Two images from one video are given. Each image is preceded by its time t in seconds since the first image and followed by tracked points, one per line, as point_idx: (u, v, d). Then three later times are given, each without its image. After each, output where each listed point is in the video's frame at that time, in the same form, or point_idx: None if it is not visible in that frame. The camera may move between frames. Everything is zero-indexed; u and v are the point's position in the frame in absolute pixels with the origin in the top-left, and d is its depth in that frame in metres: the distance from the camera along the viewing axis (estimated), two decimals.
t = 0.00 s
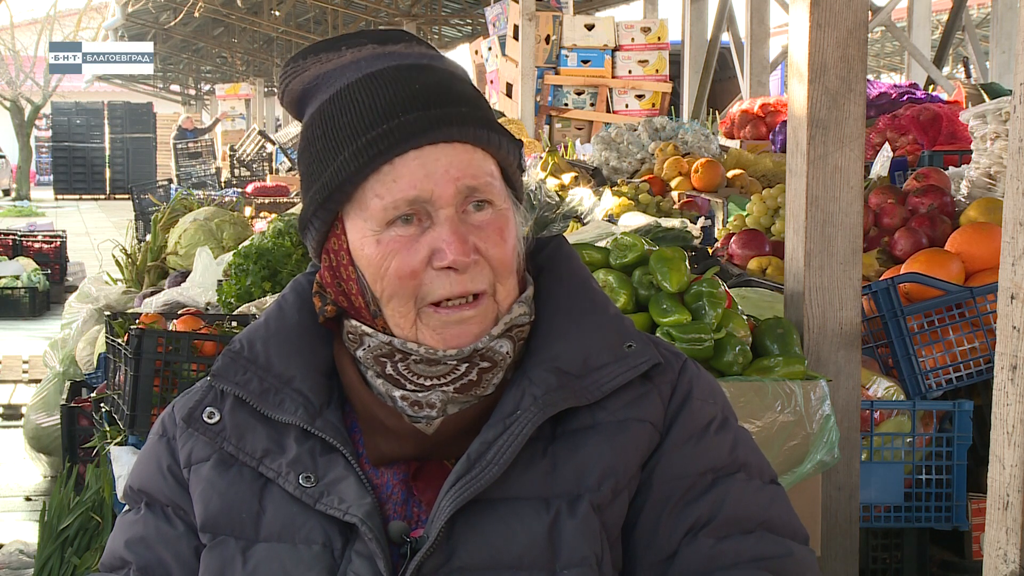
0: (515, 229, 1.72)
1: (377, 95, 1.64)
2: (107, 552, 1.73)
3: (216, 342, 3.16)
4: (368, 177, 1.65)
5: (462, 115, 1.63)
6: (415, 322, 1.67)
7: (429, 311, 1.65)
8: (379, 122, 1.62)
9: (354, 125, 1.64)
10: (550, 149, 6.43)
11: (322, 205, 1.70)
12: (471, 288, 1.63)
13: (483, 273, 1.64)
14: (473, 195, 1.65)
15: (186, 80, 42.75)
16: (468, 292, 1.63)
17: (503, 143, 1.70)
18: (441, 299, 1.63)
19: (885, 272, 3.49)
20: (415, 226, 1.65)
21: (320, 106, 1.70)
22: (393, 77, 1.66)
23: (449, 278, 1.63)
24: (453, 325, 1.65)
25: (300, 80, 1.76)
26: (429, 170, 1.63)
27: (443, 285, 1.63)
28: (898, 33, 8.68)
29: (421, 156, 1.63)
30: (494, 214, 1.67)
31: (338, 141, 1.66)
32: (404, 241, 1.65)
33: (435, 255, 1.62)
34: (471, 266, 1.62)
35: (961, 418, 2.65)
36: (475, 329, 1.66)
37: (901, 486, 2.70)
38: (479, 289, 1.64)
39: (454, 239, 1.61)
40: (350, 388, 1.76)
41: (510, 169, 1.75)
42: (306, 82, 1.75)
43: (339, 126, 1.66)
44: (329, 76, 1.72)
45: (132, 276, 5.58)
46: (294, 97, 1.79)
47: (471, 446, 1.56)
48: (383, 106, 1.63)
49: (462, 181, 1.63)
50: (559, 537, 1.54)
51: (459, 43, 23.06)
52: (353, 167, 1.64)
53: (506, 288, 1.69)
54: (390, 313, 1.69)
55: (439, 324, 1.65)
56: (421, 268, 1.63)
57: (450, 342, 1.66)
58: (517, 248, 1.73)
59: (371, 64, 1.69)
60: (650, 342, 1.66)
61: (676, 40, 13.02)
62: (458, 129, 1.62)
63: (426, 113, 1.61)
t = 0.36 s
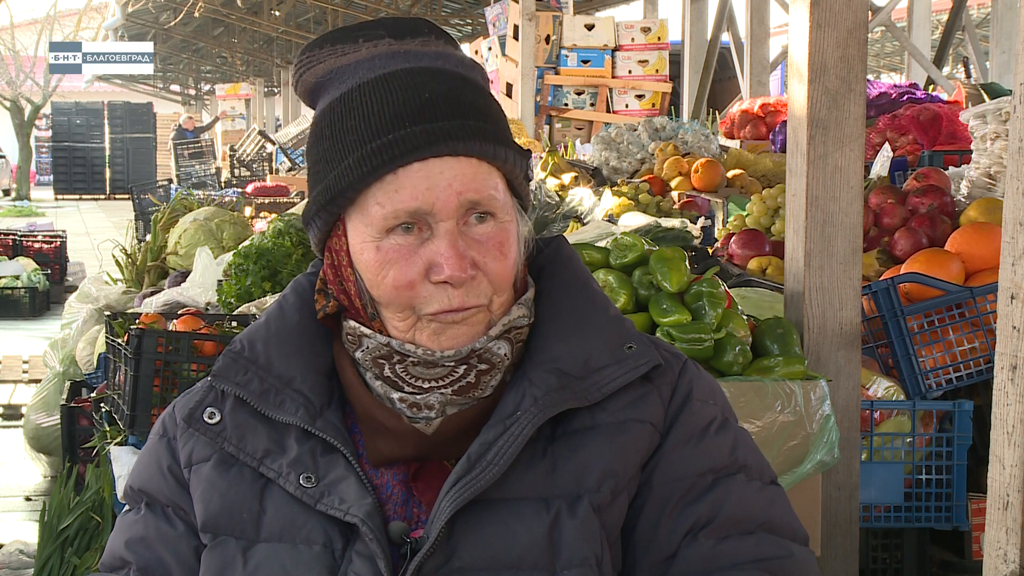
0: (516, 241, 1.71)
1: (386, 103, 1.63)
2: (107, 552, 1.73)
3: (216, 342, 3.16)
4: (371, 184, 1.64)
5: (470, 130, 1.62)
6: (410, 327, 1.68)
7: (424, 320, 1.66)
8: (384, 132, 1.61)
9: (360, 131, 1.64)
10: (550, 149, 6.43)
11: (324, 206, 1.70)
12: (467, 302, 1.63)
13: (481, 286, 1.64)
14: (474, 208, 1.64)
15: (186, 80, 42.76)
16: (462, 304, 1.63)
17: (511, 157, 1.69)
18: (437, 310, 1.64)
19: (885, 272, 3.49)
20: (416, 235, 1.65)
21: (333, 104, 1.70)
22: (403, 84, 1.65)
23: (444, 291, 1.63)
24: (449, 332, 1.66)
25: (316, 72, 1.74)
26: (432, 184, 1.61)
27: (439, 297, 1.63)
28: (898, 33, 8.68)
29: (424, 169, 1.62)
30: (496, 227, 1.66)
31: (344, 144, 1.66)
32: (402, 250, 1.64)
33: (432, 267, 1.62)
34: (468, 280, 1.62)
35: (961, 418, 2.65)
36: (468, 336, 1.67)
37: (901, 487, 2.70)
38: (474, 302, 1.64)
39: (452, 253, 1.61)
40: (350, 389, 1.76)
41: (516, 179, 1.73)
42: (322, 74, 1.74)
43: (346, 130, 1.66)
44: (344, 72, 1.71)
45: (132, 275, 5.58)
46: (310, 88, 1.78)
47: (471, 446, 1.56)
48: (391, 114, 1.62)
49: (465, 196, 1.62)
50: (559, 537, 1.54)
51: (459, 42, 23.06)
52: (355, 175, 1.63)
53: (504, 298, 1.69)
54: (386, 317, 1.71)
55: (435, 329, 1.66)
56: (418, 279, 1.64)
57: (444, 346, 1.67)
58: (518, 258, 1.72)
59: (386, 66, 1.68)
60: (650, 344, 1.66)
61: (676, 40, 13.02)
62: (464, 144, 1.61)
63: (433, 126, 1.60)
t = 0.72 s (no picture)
0: (511, 231, 1.71)
1: (380, 92, 1.64)
2: (107, 552, 1.73)
3: (216, 342, 3.16)
4: (363, 171, 1.66)
5: (460, 117, 1.63)
6: (400, 314, 1.67)
7: (414, 305, 1.65)
8: (376, 117, 1.62)
9: (353, 120, 1.65)
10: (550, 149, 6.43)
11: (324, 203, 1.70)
12: (454, 286, 1.63)
13: (471, 272, 1.64)
14: (466, 195, 1.65)
15: (186, 80, 42.75)
16: (450, 289, 1.63)
17: (506, 147, 1.69)
18: (426, 293, 1.63)
19: (885, 272, 3.49)
20: (406, 221, 1.65)
21: (331, 101, 1.71)
22: (398, 75, 1.66)
23: (433, 274, 1.62)
24: (438, 319, 1.65)
25: (317, 75, 1.75)
26: (422, 169, 1.62)
27: (428, 280, 1.62)
28: (898, 33, 8.68)
29: (414, 154, 1.63)
30: (487, 215, 1.66)
31: (338, 133, 1.67)
32: (391, 236, 1.64)
33: (421, 251, 1.62)
34: (457, 264, 1.62)
35: (961, 418, 2.65)
36: (461, 327, 1.66)
37: (901, 487, 2.70)
38: (463, 286, 1.63)
39: (441, 237, 1.61)
40: (350, 388, 1.76)
41: (512, 172, 1.73)
42: (322, 77, 1.75)
43: (340, 120, 1.67)
44: (343, 70, 1.72)
45: (132, 276, 5.58)
46: (311, 93, 1.79)
47: (472, 446, 1.56)
48: (384, 101, 1.63)
49: (455, 180, 1.63)
50: (560, 537, 1.54)
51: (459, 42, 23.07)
52: (347, 161, 1.64)
53: (497, 290, 1.68)
54: (379, 306, 1.69)
55: (424, 316, 1.65)
56: (406, 263, 1.63)
57: (435, 336, 1.66)
58: (514, 250, 1.72)
59: (383, 61, 1.69)
60: (650, 344, 1.66)
61: (676, 40, 13.02)
62: (454, 130, 1.62)
63: (424, 112, 1.61)
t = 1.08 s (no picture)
0: (514, 221, 1.72)
1: (382, 82, 1.66)
2: (107, 552, 1.73)
3: (216, 342, 3.16)
4: (365, 160, 1.67)
5: (462, 103, 1.64)
6: (404, 305, 1.67)
7: (418, 292, 1.65)
8: (377, 105, 1.63)
9: (354, 109, 1.66)
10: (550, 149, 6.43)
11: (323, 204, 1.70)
12: (458, 268, 1.63)
13: (474, 257, 1.64)
14: (468, 180, 1.66)
15: (186, 80, 42.75)
16: (453, 272, 1.63)
17: (508, 139, 1.71)
18: (430, 278, 1.63)
19: (885, 272, 3.49)
20: (409, 208, 1.66)
21: (332, 99, 1.72)
22: (400, 68, 1.67)
23: (436, 257, 1.63)
24: (442, 308, 1.64)
25: (319, 81, 1.77)
26: (424, 153, 1.64)
27: (431, 264, 1.63)
28: (898, 33, 8.68)
29: (416, 139, 1.64)
30: (490, 202, 1.67)
31: (339, 125, 1.68)
32: (395, 223, 1.65)
33: (425, 235, 1.63)
34: (460, 247, 1.62)
35: (961, 418, 2.65)
36: (465, 316, 1.65)
37: (901, 486, 2.70)
38: (467, 271, 1.63)
39: (445, 219, 1.62)
40: (352, 382, 1.76)
41: (513, 163, 1.74)
42: (325, 81, 1.76)
43: (342, 112, 1.68)
44: (346, 73, 1.74)
45: (132, 276, 5.58)
46: (314, 98, 1.80)
47: (474, 443, 1.56)
48: (386, 89, 1.64)
49: (457, 164, 1.64)
50: (561, 535, 1.54)
51: (459, 42, 23.06)
52: (349, 149, 1.65)
53: (502, 281, 1.68)
54: (383, 297, 1.69)
55: (428, 306, 1.65)
56: (411, 249, 1.64)
57: (437, 326, 1.65)
58: (517, 241, 1.72)
59: (384, 60, 1.71)
60: (651, 341, 1.66)
61: (676, 40, 13.02)
62: (455, 115, 1.63)
63: (426, 98, 1.63)
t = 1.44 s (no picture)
0: (520, 218, 1.73)
1: (386, 78, 1.67)
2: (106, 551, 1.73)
3: (216, 342, 3.15)
4: (371, 154, 1.68)
5: (468, 98, 1.67)
6: (411, 299, 1.66)
7: (425, 287, 1.65)
8: (383, 99, 1.65)
9: (360, 105, 1.67)
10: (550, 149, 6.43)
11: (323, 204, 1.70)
12: (467, 261, 1.63)
13: (483, 251, 1.64)
14: (475, 174, 1.67)
15: (186, 80, 42.75)
16: (461, 265, 1.63)
17: (512, 134, 1.73)
18: (438, 272, 1.63)
19: (885, 272, 3.49)
20: (416, 202, 1.66)
21: (335, 98, 1.73)
22: (403, 65, 1.69)
23: (444, 251, 1.63)
24: (450, 302, 1.64)
25: (320, 83, 1.79)
26: (430, 146, 1.65)
27: (439, 258, 1.63)
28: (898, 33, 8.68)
29: (422, 132, 1.66)
30: (496, 197, 1.68)
31: (344, 121, 1.69)
32: (402, 218, 1.65)
33: (433, 228, 1.63)
34: (468, 240, 1.63)
35: (961, 418, 2.65)
36: (471, 310, 1.65)
37: (901, 486, 2.70)
38: (475, 264, 1.63)
39: (453, 212, 1.62)
40: (353, 376, 1.75)
41: (517, 159, 1.75)
42: (326, 82, 1.78)
43: (346, 109, 1.69)
44: (347, 73, 1.75)
45: (132, 275, 5.58)
46: (314, 99, 1.81)
47: (475, 439, 1.56)
48: (391, 85, 1.66)
49: (464, 157, 1.66)
50: (563, 532, 1.54)
51: (460, 42, 23.06)
52: (355, 144, 1.66)
53: (507, 276, 1.68)
54: (390, 292, 1.69)
55: (436, 299, 1.64)
56: (419, 243, 1.64)
57: (443, 319, 1.65)
58: (521, 237, 1.73)
59: (387, 59, 1.73)
60: (652, 338, 1.66)
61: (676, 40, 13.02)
62: (461, 109, 1.65)
63: (431, 92, 1.64)
